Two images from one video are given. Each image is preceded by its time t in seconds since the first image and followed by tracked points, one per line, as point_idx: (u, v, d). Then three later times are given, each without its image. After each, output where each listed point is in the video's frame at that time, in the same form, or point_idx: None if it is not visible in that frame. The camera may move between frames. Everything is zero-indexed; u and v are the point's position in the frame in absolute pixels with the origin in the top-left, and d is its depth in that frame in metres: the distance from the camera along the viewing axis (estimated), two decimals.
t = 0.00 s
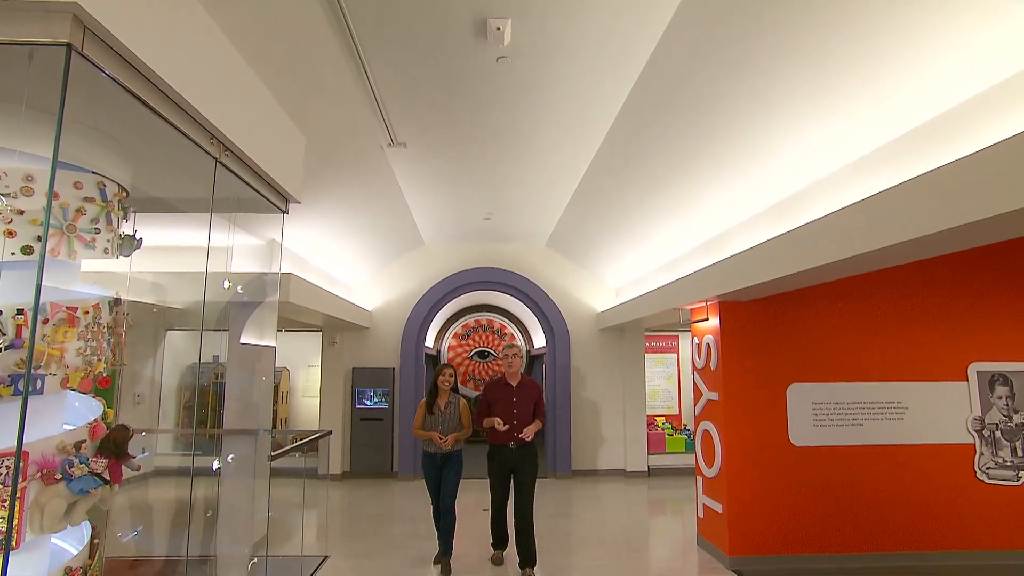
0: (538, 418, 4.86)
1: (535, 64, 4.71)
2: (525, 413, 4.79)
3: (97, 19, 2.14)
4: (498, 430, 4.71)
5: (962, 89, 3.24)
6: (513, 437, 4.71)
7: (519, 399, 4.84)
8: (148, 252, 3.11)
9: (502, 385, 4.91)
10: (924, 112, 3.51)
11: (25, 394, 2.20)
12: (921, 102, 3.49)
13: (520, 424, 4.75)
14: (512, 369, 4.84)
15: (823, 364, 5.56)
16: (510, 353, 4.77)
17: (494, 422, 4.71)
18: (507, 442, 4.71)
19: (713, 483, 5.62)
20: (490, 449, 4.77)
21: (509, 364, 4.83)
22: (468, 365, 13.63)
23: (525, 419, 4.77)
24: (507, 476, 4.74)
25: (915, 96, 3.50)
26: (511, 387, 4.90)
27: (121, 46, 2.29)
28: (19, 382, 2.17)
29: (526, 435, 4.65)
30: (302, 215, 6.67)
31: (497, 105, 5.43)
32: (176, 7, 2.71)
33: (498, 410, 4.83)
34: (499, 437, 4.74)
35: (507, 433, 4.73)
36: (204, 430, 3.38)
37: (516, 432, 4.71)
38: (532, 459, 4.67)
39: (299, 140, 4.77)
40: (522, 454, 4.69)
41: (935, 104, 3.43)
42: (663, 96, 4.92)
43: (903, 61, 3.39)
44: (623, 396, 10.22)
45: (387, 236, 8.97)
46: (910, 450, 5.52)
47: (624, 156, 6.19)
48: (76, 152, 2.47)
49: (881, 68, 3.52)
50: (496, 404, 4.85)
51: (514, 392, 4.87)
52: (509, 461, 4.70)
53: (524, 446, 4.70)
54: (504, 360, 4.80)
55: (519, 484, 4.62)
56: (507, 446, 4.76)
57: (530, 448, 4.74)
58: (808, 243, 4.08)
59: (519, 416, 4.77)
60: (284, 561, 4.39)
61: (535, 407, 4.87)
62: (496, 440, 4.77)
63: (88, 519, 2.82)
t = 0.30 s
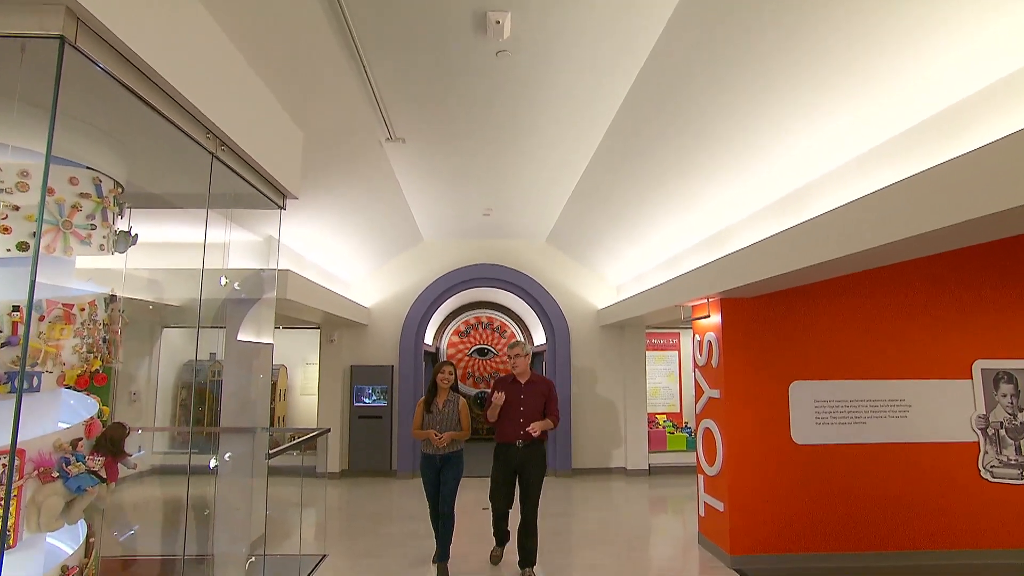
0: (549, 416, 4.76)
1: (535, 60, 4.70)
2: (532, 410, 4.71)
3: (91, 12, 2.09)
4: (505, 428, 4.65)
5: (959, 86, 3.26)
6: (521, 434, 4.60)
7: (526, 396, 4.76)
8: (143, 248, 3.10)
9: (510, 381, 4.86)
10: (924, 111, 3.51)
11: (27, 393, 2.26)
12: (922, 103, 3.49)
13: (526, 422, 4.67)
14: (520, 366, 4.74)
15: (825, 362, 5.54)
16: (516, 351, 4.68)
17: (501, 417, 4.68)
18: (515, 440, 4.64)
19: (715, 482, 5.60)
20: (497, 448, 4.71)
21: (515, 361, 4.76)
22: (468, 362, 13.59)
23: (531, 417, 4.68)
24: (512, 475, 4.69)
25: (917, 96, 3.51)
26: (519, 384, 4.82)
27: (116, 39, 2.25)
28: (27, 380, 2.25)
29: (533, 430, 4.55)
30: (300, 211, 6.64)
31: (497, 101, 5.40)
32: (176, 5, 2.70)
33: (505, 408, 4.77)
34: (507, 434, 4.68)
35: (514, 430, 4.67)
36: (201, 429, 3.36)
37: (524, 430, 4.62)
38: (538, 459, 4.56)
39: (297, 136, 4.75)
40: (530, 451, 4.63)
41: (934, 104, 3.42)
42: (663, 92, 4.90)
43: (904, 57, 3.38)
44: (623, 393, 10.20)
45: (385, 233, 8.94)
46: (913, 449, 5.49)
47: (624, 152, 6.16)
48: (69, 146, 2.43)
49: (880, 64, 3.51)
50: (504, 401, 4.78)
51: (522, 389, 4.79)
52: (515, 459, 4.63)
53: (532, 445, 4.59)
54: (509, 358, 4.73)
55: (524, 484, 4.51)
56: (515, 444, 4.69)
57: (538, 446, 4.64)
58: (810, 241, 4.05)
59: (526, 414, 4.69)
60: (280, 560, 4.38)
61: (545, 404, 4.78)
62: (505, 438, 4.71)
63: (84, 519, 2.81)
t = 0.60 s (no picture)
0: (551, 416, 4.71)
1: (534, 56, 4.67)
2: (535, 411, 4.64)
3: (85, 5, 2.05)
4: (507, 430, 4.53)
5: (955, 87, 3.25)
6: (523, 436, 4.53)
7: (529, 397, 4.68)
8: (140, 244, 3.09)
9: (513, 381, 4.76)
10: (922, 113, 3.51)
11: (20, 391, 2.21)
12: (922, 103, 3.50)
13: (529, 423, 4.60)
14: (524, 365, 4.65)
15: (828, 359, 5.51)
16: (518, 350, 4.59)
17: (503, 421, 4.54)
18: (517, 442, 4.52)
19: (717, 481, 5.57)
20: (500, 450, 4.58)
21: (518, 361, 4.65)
22: (468, 360, 13.53)
23: (533, 418, 4.63)
24: (512, 479, 4.53)
25: (917, 97, 3.52)
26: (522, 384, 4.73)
27: (112, 33, 2.21)
28: (23, 377, 2.23)
29: (532, 434, 4.41)
30: (298, 208, 6.61)
31: (497, 97, 5.37)
32: (178, 2, 2.68)
33: (507, 408, 4.69)
34: (508, 436, 4.56)
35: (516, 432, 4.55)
36: (198, 427, 3.31)
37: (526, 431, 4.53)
38: (540, 460, 4.52)
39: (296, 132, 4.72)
40: (531, 453, 4.52)
41: (932, 104, 3.43)
42: (664, 88, 4.88)
43: (905, 52, 3.37)
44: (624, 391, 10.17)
45: (384, 229, 8.92)
46: (915, 447, 5.46)
47: (625, 148, 6.13)
48: (63, 141, 2.39)
49: (886, 59, 3.48)
50: (506, 401, 4.71)
51: (525, 390, 4.70)
52: (517, 461, 4.52)
53: (534, 446, 4.53)
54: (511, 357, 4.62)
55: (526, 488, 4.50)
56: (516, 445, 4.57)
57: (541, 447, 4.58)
58: (812, 238, 4.03)
59: (528, 415, 4.63)
60: (279, 559, 4.36)
61: (548, 404, 4.71)
62: (506, 440, 4.59)
63: (80, 518, 2.79)
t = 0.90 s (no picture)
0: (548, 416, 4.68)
1: (533, 52, 4.64)
2: (533, 412, 4.61)
3: None
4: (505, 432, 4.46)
5: (953, 86, 3.26)
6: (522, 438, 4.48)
7: (527, 397, 4.64)
8: (135, 241, 3.05)
9: (510, 380, 4.71)
10: (922, 110, 3.49)
11: (15, 388, 2.19)
12: (921, 102, 3.48)
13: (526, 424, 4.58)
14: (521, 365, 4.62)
15: (829, 357, 5.49)
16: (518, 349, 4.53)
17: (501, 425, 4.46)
18: (515, 444, 4.47)
19: (717, 479, 5.55)
20: (497, 450, 4.53)
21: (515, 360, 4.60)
22: (467, 358, 13.48)
23: (531, 419, 4.60)
24: (513, 479, 4.48)
25: (914, 94, 3.51)
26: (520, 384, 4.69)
27: (105, 26, 2.17)
28: (15, 376, 2.18)
29: (527, 433, 4.39)
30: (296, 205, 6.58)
31: (496, 92, 5.34)
32: (176, 2, 2.69)
33: (505, 408, 4.65)
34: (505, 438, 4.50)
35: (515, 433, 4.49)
36: (195, 425, 3.26)
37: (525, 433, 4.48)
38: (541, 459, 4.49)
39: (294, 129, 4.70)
40: (530, 455, 4.47)
41: (933, 101, 3.41)
42: (665, 84, 4.84)
43: (904, 50, 3.35)
44: (625, 389, 10.15)
45: (383, 226, 8.89)
46: (918, 446, 5.44)
47: (625, 144, 6.08)
48: (57, 137, 2.37)
49: (887, 56, 3.44)
50: (504, 401, 4.67)
51: (523, 390, 4.66)
52: (516, 463, 4.47)
53: (533, 448, 4.49)
54: (510, 356, 4.58)
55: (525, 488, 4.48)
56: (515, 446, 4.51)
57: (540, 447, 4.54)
58: (812, 236, 4.00)
59: (526, 416, 4.60)
60: (277, 558, 4.35)
61: (546, 404, 4.68)
62: (503, 441, 4.53)
63: (75, 517, 2.73)
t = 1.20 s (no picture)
0: (542, 412, 4.65)
1: (532, 46, 4.61)
2: (527, 409, 4.58)
3: None
4: (502, 431, 4.42)
5: (953, 83, 3.26)
6: (518, 438, 4.43)
7: (521, 394, 4.60)
8: (130, 238, 2.95)
9: (501, 379, 4.65)
10: (923, 106, 3.49)
11: (11, 385, 2.16)
12: (922, 99, 3.47)
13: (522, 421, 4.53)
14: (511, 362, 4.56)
15: (832, 354, 5.46)
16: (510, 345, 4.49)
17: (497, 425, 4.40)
18: (512, 444, 4.42)
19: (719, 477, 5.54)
20: (491, 452, 4.48)
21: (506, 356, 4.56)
22: (467, 354, 13.43)
23: (525, 416, 4.56)
24: (507, 479, 4.45)
25: (913, 91, 3.50)
26: (512, 381, 4.64)
27: (100, 19, 2.14)
28: (12, 373, 2.17)
29: (525, 430, 4.38)
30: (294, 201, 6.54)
31: (496, 88, 5.31)
32: (177, 1, 2.70)
33: (498, 408, 4.59)
34: (503, 438, 4.45)
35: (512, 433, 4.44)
36: (190, 422, 3.23)
37: (521, 433, 4.43)
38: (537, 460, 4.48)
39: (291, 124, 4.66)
40: (525, 455, 4.44)
41: (935, 98, 3.40)
42: (665, 79, 4.81)
43: (905, 47, 3.33)
44: (625, 387, 10.13)
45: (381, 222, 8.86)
46: (920, 444, 5.41)
47: (625, 140, 6.05)
48: (52, 131, 2.34)
49: (890, 52, 3.41)
50: (497, 400, 4.61)
51: (516, 387, 4.62)
52: (511, 464, 4.44)
53: (528, 447, 4.45)
54: (502, 352, 4.52)
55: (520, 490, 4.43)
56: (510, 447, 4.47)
57: (535, 446, 4.50)
58: (813, 233, 3.97)
59: (521, 413, 4.56)
60: (274, 557, 4.33)
61: (540, 399, 4.65)
62: (499, 442, 4.47)
63: (70, 517, 2.69)
